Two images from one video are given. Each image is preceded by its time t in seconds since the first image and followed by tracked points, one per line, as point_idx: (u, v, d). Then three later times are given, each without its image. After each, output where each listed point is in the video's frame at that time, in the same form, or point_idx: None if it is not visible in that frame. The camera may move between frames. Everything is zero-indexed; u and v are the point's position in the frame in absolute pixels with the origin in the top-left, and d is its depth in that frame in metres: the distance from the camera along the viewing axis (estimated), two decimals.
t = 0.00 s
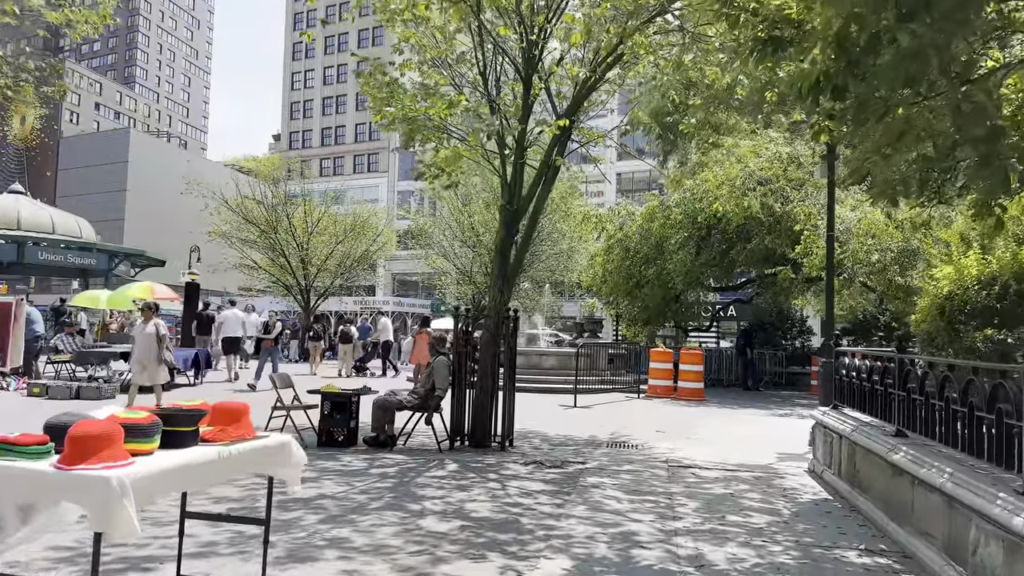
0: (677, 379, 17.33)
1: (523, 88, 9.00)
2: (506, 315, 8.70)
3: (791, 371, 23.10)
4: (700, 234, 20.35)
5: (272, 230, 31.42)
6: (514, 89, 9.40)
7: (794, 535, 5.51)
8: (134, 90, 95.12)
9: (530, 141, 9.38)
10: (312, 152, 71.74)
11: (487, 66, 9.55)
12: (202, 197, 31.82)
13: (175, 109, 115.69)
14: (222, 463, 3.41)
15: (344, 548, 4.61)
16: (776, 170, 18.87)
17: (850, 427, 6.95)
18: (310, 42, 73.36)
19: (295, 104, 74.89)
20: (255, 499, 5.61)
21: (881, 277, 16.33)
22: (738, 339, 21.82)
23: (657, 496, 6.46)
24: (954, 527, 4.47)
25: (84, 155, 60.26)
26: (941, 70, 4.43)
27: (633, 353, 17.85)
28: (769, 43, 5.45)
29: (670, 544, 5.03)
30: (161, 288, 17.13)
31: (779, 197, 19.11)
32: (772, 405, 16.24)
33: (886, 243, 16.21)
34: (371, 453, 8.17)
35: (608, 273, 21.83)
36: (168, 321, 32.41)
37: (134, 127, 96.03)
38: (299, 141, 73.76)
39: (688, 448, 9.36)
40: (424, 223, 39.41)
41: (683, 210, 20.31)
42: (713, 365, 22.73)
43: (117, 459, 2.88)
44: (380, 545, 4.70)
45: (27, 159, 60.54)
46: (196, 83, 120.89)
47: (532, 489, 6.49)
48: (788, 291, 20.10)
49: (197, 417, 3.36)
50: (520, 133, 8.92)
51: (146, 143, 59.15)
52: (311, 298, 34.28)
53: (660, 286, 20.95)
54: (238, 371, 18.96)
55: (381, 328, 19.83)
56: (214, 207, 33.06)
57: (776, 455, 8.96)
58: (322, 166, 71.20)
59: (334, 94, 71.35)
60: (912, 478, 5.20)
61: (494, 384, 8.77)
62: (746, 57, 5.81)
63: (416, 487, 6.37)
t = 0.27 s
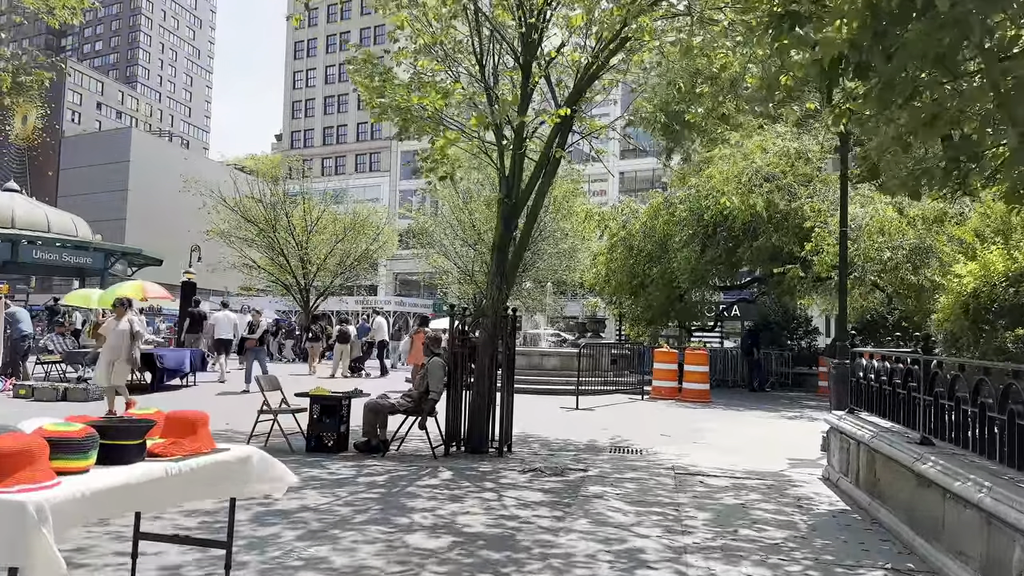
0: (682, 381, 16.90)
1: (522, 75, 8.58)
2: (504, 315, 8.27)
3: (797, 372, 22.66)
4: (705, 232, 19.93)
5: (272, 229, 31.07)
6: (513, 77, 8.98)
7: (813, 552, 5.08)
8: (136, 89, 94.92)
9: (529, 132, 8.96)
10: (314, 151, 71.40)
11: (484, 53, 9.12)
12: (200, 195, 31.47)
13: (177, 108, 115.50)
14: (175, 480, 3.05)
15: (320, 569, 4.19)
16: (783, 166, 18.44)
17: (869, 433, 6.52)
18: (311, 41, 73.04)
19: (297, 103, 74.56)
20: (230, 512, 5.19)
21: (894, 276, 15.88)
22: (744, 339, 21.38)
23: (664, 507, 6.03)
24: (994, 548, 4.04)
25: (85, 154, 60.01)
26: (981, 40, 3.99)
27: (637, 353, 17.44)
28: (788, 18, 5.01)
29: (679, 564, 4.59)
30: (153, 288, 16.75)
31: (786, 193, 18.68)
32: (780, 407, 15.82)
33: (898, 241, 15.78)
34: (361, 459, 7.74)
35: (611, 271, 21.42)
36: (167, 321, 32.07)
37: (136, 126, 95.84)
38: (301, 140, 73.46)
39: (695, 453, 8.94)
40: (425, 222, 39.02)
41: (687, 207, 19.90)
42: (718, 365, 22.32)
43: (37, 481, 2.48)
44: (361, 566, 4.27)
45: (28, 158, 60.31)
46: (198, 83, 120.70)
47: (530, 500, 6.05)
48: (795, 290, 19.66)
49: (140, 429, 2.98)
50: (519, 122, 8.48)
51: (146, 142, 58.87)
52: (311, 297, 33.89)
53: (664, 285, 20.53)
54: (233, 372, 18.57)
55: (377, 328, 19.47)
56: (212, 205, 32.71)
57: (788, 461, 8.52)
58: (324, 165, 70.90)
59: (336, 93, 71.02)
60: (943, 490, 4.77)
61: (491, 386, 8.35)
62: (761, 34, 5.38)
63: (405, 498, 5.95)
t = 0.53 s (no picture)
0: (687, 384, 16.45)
1: (520, 64, 8.14)
2: (501, 317, 7.86)
3: (804, 374, 22.21)
4: (710, 231, 19.50)
5: (270, 229, 30.69)
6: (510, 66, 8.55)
7: None
8: (137, 89, 94.69)
9: (528, 125, 8.52)
10: (315, 151, 71.03)
11: (480, 42, 8.71)
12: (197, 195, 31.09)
13: (179, 109, 115.23)
14: (129, 508, 2.80)
15: None
16: (790, 163, 18.01)
17: (890, 444, 6.08)
18: (312, 40, 72.66)
19: (298, 102, 74.23)
20: (198, 536, 4.75)
21: (907, 276, 15.55)
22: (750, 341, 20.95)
23: (671, 525, 5.60)
24: None
25: (85, 155, 59.69)
26: None
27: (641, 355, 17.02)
28: None
29: None
30: (146, 289, 16.40)
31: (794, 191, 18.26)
32: (788, 412, 15.39)
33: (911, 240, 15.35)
34: (349, 471, 7.33)
35: (614, 272, 20.99)
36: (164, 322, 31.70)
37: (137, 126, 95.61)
38: (302, 140, 73.11)
39: (702, 463, 8.53)
40: (426, 222, 38.61)
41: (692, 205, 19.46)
42: (724, 367, 21.89)
43: None
44: None
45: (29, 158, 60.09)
46: (200, 82, 120.49)
47: (527, 517, 5.63)
48: (802, 291, 19.24)
49: (75, 454, 2.69)
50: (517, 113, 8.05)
51: (147, 142, 58.55)
52: (310, 298, 33.50)
53: (668, 286, 20.11)
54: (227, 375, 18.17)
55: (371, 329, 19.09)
56: (210, 205, 32.31)
57: (801, 472, 8.09)
58: (325, 164, 70.55)
59: (337, 92, 70.66)
60: (978, 513, 4.34)
61: (488, 392, 7.93)
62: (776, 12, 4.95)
63: (393, 516, 5.53)
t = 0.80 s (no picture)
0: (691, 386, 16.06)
1: (517, 50, 7.77)
2: (495, 317, 7.46)
3: (810, 375, 21.87)
4: (715, 229, 19.09)
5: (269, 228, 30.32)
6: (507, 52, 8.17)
7: None
8: (139, 88, 94.49)
9: (526, 114, 8.16)
10: (316, 150, 70.78)
11: (476, 27, 8.34)
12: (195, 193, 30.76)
13: (181, 109, 115.00)
14: (50, 534, 2.84)
15: None
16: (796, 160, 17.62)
17: (909, 453, 5.70)
18: (313, 39, 72.41)
19: (299, 101, 74.00)
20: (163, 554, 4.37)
21: (916, 275, 15.35)
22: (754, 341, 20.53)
23: (677, 540, 5.21)
24: None
25: (85, 154, 59.43)
26: None
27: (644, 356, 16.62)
28: None
29: None
30: (137, 287, 16.04)
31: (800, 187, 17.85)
32: (795, 414, 15.00)
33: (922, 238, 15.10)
34: (337, 479, 6.96)
35: (616, 271, 20.59)
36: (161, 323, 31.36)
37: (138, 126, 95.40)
38: (304, 139, 72.88)
39: (707, 470, 8.14)
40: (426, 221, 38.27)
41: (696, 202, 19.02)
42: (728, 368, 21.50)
43: None
44: None
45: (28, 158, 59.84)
46: (202, 82, 120.31)
47: (523, 531, 5.25)
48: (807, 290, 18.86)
49: None
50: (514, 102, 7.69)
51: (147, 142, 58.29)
52: (309, 298, 33.16)
53: (671, 284, 19.71)
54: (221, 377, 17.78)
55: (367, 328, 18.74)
56: (208, 204, 31.97)
57: (811, 479, 7.71)
58: (326, 164, 70.30)
59: (338, 92, 70.41)
60: (1016, 532, 3.95)
61: (482, 396, 7.52)
62: None
63: (378, 530, 5.15)
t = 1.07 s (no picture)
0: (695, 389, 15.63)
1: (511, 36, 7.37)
2: (490, 320, 7.00)
3: (816, 377, 21.49)
4: (721, 228, 18.67)
5: (268, 227, 29.93)
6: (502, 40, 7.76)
7: None
8: (140, 89, 94.33)
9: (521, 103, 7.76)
10: (317, 150, 70.54)
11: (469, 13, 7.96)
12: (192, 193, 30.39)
13: (182, 109, 114.83)
14: None
15: None
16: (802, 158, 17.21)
17: (934, 467, 5.28)
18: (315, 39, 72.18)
19: (300, 102, 73.84)
20: None
21: (928, 275, 15.00)
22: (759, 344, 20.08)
23: (684, 564, 4.79)
24: None
25: (85, 155, 59.18)
26: None
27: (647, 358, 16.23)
28: None
29: None
30: (126, 287, 15.63)
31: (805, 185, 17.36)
32: (803, 418, 14.59)
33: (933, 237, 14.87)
34: (320, 493, 6.54)
35: (618, 272, 20.18)
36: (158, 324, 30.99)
37: (139, 126, 95.23)
38: (305, 139, 72.66)
39: (714, 482, 7.71)
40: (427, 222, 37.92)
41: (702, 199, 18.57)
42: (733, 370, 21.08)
43: None
44: None
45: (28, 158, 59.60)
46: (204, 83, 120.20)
47: (516, 555, 4.82)
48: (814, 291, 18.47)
49: None
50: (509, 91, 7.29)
51: (147, 142, 58.02)
52: (308, 299, 32.79)
53: (675, 285, 19.30)
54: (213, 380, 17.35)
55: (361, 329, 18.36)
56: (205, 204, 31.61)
57: (824, 492, 7.28)
58: (327, 164, 70.07)
59: (339, 92, 70.17)
60: None
61: (477, 403, 7.10)
62: None
63: (358, 554, 4.73)
